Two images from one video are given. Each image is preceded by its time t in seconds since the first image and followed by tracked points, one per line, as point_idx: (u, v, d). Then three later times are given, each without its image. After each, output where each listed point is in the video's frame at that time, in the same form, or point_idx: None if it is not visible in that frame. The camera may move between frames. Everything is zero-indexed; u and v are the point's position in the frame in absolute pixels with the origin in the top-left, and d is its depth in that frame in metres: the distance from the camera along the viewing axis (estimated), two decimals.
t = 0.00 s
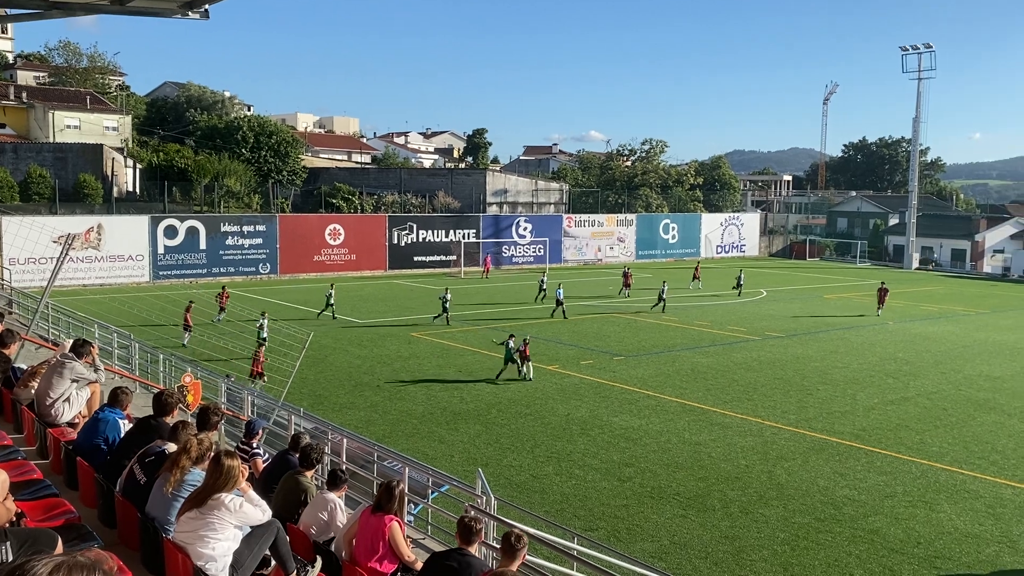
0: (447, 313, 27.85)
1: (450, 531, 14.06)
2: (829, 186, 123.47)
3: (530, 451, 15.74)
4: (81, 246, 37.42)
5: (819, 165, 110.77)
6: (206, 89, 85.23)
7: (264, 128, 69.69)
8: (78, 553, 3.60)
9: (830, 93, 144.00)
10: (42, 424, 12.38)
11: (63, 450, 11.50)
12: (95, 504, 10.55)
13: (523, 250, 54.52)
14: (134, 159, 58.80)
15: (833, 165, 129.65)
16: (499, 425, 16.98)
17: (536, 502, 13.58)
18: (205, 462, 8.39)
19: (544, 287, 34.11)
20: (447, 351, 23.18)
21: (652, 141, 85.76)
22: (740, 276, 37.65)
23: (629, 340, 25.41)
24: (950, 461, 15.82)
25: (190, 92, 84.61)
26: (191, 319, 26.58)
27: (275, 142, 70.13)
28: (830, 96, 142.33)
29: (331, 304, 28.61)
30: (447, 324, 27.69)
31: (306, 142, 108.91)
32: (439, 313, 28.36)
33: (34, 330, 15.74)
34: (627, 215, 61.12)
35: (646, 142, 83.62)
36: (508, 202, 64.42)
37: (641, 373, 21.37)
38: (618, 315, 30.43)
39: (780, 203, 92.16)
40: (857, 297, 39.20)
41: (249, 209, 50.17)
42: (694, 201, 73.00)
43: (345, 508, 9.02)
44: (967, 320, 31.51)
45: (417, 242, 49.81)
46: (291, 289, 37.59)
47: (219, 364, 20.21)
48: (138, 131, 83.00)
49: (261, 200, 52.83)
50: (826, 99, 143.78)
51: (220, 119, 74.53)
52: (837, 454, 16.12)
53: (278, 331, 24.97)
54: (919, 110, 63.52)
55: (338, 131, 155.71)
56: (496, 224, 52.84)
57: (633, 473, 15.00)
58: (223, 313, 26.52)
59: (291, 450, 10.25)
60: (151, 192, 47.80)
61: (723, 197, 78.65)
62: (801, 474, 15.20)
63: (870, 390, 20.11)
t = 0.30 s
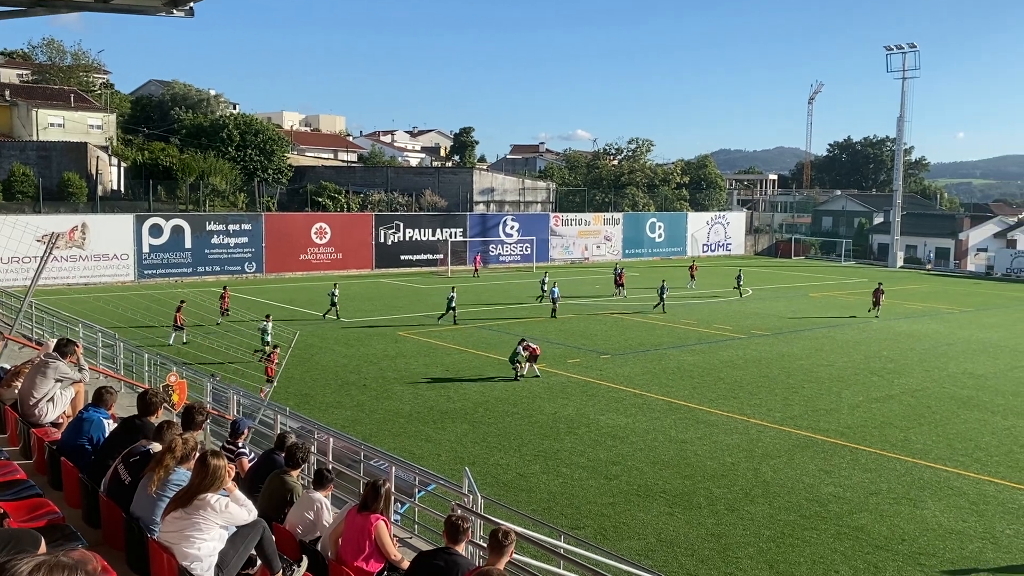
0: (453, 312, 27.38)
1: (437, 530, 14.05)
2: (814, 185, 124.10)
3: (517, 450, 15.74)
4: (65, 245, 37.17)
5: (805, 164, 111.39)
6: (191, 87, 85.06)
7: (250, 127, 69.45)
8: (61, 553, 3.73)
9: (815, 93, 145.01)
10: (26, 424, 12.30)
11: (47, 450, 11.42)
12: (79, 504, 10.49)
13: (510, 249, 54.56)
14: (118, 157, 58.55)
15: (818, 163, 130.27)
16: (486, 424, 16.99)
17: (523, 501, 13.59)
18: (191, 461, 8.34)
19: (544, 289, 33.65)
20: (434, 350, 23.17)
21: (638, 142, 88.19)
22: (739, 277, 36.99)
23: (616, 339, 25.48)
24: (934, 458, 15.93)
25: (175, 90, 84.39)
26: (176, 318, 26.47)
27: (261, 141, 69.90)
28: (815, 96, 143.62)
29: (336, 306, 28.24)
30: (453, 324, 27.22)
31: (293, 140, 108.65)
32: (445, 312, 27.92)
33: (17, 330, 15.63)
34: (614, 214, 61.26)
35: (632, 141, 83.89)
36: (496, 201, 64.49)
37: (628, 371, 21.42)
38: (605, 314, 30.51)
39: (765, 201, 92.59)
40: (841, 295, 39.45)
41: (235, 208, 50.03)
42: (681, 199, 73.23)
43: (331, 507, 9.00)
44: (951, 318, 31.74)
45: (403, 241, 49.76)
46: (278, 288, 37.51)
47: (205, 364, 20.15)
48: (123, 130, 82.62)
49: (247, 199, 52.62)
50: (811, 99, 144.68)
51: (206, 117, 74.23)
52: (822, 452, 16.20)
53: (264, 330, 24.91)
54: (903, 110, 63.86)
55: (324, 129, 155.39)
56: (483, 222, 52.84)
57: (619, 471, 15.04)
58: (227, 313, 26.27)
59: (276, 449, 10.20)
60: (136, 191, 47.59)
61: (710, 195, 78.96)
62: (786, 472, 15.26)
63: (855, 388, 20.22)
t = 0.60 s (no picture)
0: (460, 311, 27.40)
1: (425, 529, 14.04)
2: (801, 183, 124.51)
3: (505, 448, 15.74)
4: (50, 243, 36.96)
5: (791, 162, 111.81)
6: (176, 84, 85.13)
7: (236, 125, 69.21)
8: (45, 553, 3.92)
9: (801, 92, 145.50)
10: (11, 423, 12.22)
11: (32, 449, 11.34)
12: (65, 504, 10.43)
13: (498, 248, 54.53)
14: (103, 155, 58.36)
15: (804, 162, 130.72)
16: (474, 423, 16.99)
17: (511, 499, 13.59)
18: (177, 461, 8.29)
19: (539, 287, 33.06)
20: (421, 348, 23.15)
21: (625, 139, 88.71)
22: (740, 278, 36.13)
23: (603, 337, 25.50)
24: (920, 456, 16.01)
25: (161, 88, 84.36)
26: (162, 317, 26.36)
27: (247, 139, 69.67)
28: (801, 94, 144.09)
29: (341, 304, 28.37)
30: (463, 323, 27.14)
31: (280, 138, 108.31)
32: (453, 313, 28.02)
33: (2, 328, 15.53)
34: (602, 212, 61.32)
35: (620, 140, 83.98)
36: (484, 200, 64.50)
37: (616, 370, 21.45)
38: (593, 312, 30.53)
39: (753, 200, 92.81)
40: (827, 294, 39.60)
41: (221, 206, 49.82)
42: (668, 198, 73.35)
43: (318, 506, 8.96)
44: (936, 316, 31.89)
45: (391, 240, 49.69)
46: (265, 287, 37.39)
47: (191, 363, 20.09)
48: (108, 128, 82.18)
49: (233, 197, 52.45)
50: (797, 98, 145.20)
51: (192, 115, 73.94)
52: (809, 449, 16.26)
53: (251, 329, 24.84)
54: (889, 109, 64.09)
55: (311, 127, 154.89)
56: (471, 221, 52.81)
57: (607, 469, 15.06)
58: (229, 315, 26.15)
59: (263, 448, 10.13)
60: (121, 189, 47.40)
61: (697, 194, 79.13)
62: (774, 469, 15.31)
63: (841, 386, 20.30)
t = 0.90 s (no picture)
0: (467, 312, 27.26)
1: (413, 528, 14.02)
2: (789, 182, 125.03)
3: (494, 448, 15.75)
4: (36, 242, 36.76)
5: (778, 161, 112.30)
6: (164, 82, 84.85)
7: (224, 123, 68.99)
8: (30, 551, 3.95)
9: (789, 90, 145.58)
10: None
11: (18, 450, 11.26)
12: (51, 504, 10.37)
13: (488, 246, 54.53)
14: (90, 153, 58.08)
15: (792, 160, 131.18)
16: (463, 422, 16.99)
17: (500, 498, 13.59)
18: (165, 460, 8.22)
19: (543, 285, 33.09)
20: (411, 348, 23.15)
21: (614, 139, 88.88)
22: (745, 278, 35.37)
23: (592, 336, 25.54)
24: (908, 454, 16.10)
25: (148, 86, 84.06)
26: (149, 316, 26.26)
27: (235, 138, 69.49)
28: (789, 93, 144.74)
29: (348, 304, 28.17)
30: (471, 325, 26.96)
31: (268, 137, 108.08)
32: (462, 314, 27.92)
33: None
34: (591, 211, 61.42)
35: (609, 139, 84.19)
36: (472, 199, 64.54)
37: (605, 369, 21.48)
38: (582, 311, 30.58)
39: (741, 199, 93.01)
40: (815, 293, 39.75)
41: (209, 205, 49.68)
42: (657, 197, 73.54)
43: (306, 506, 8.94)
44: (923, 315, 32.07)
45: (380, 239, 49.62)
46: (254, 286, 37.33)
47: (179, 363, 20.03)
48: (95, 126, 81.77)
49: (221, 195, 52.30)
50: (785, 97, 145.49)
51: (179, 113, 73.65)
52: (797, 448, 16.33)
53: (240, 328, 24.77)
54: (877, 108, 64.37)
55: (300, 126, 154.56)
56: (460, 220, 52.80)
57: (596, 468, 15.09)
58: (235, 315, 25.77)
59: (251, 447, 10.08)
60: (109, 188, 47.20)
61: (686, 193, 79.35)
62: (761, 467, 15.37)
63: (829, 384, 20.40)
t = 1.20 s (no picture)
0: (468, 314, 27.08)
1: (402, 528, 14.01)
2: (777, 181, 125.44)
3: (484, 447, 15.76)
4: (23, 241, 36.58)
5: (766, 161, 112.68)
6: (152, 81, 84.53)
7: (212, 122, 68.78)
8: (18, 551, 4.04)
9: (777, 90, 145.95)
10: None
11: (6, 450, 11.19)
12: (39, 505, 10.32)
13: (477, 246, 54.49)
14: (77, 152, 57.83)
15: (780, 159, 131.55)
16: (453, 421, 17.00)
17: (490, 497, 13.61)
18: (153, 460, 8.17)
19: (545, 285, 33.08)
20: (400, 347, 23.15)
21: (603, 138, 89.02)
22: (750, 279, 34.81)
23: (581, 336, 25.59)
24: (895, 452, 16.20)
25: (136, 85, 83.72)
26: (137, 316, 26.19)
27: (224, 137, 69.29)
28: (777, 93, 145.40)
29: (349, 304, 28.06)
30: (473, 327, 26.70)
31: (256, 136, 107.78)
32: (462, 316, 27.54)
33: None
34: (580, 211, 61.49)
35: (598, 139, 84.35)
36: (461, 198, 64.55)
37: (594, 368, 21.53)
38: (571, 311, 30.62)
39: (729, 199, 93.30)
40: (802, 292, 39.92)
41: (197, 204, 49.54)
42: (645, 197, 73.69)
43: (296, 505, 8.92)
44: (910, 314, 32.24)
45: (369, 238, 49.56)
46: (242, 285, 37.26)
47: (167, 363, 19.99)
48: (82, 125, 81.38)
49: (209, 194, 52.15)
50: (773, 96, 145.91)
51: (167, 112, 73.42)
52: (786, 446, 16.42)
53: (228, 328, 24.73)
54: (864, 108, 64.60)
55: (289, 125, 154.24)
56: (449, 219, 52.74)
57: (585, 467, 15.12)
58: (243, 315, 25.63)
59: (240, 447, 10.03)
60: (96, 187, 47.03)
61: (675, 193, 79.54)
62: (750, 466, 15.44)
63: (816, 383, 20.52)
